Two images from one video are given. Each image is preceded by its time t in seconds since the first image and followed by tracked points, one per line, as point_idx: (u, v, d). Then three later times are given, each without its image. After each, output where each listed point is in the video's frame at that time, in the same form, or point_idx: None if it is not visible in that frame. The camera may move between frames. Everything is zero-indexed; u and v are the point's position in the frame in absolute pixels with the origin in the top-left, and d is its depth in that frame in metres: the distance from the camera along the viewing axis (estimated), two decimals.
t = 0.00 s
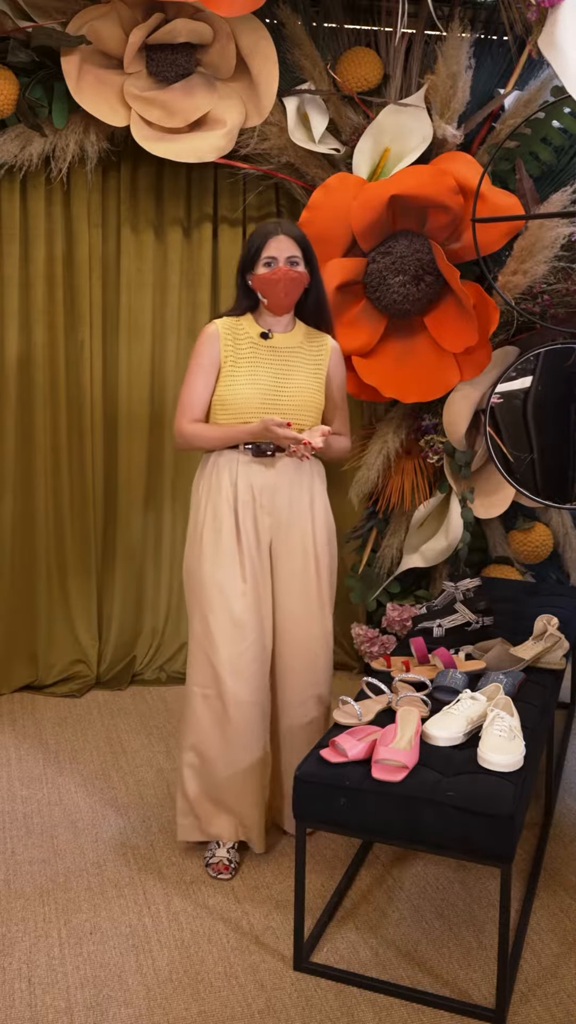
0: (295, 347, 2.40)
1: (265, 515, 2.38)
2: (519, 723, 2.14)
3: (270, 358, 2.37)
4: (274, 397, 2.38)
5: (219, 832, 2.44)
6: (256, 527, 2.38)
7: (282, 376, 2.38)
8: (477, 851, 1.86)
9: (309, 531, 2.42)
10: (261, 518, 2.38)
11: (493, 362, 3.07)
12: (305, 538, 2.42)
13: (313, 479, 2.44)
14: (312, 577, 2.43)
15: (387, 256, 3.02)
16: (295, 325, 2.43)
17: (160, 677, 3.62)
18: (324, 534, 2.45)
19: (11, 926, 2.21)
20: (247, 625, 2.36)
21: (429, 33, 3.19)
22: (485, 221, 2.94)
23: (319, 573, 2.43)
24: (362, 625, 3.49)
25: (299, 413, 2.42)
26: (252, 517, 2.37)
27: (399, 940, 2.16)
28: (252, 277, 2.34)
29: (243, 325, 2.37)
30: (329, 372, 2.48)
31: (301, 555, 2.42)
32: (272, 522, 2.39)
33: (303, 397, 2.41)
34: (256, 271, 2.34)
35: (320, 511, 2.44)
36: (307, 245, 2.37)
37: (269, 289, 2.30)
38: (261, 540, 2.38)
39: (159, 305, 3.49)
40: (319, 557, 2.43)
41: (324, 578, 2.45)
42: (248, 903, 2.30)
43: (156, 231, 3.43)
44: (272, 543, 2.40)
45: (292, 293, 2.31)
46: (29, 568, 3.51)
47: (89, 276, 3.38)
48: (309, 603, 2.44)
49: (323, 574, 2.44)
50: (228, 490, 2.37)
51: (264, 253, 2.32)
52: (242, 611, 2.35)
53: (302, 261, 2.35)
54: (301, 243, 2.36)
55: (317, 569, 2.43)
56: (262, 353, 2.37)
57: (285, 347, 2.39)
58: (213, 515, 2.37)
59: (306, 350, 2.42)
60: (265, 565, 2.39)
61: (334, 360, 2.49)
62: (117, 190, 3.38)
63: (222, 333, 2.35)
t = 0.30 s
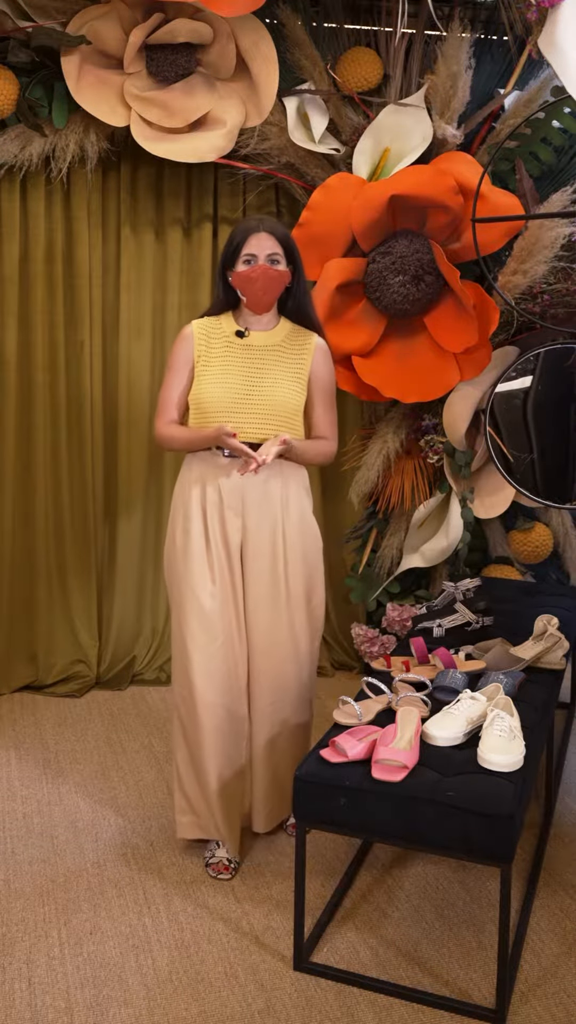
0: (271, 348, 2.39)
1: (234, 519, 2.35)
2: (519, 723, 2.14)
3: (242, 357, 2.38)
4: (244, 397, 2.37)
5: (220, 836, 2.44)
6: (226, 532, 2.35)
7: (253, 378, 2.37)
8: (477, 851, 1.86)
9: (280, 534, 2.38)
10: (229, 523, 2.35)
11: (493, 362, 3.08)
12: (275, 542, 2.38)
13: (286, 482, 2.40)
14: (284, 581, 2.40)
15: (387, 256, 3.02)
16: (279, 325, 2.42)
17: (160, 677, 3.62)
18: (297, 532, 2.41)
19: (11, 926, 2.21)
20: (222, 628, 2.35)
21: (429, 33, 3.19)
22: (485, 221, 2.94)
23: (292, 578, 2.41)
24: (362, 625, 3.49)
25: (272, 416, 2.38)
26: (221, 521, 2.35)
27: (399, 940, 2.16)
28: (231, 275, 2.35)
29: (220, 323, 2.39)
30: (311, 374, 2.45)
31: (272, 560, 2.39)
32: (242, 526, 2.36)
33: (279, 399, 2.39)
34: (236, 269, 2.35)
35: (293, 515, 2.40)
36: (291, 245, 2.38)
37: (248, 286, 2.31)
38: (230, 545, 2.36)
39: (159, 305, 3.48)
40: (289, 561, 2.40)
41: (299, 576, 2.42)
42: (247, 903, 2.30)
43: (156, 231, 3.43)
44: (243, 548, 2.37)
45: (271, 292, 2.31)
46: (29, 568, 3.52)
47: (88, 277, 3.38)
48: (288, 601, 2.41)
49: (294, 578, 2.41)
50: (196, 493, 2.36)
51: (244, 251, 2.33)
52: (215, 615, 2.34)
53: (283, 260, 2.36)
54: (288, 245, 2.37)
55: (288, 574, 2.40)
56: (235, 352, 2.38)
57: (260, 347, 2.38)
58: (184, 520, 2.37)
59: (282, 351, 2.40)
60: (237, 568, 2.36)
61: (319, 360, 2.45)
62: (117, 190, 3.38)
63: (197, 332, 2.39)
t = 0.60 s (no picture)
0: (251, 345, 2.36)
1: (211, 521, 2.35)
2: (519, 724, 2.14)
3: (222, 357, 2.37)
4: (224, 397, 2.35)
5: (220, 837, 2.44)
6: (203, 533, 2.35)
7: (232, 377, 2.35)
8: (477, 851, 1.86)
9: (258, 536, 2.35)
10: (205, 525, 2.35)
11: (493, 362, 3.07)
12: (253, 544, 2.35)
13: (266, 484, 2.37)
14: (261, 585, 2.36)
15: (387, 256, 3.01)
16: (260, 322, 2.38)
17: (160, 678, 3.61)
18: (277, 535, 2.37)
19: (11, 926, 2.21)
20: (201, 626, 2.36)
21: (429, 33, 3.19)
22: (485, 221, 2.94)
23: (270, 582, 2.37)
24: (362, 625, 3.49)
25: (253, 416, 2.35)
26: (198, 523, 2.36)
27: (398, 940, 2.16)
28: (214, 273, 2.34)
29: (202, 324, 2.41)
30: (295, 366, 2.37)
31: (249, 563, 2.36)
32: (220, 528, 2.35)
33: (260, 397, 2.34)
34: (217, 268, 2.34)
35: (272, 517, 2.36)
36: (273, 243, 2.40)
37: (232, 280, 2.29)
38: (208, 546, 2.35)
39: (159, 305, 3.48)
40: (266, 564, 2.36)
41: (279, 580, 2.38)
42: (247, 903, 2.30)
43: (156, 230, 3.43)
44: (222, 550, 2.36)
45: (254, 286, 2.30)
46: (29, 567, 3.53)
47: (87, 277, 3.37)
48: (272, 603, 2.37)
49: (273, 581, 2.37)
50: (176, 494, 2.38)
51: (226, 245, 2.35)
52: (192, 615, 2.35)
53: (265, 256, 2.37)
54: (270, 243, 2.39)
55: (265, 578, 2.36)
56: (215, 352, 2.38)
57: (240, 346, 2.36)
58: (167, 522, 2.39)
59: (263, 348, 2.36)
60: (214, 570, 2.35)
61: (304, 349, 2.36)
62: (117, 190, 3.39)
63: (180, 334, 2.42)
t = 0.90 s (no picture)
0: (240, 344, 2.39)
1: (205, 522, 2.35)
2: (519, 724, 2.14)
3: (210, 357, 2.39)
4: (215, 397, 2.36)
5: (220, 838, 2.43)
6: (197, 536, 2.35)
7: (222, 376, 2.37)
8: (477, 851, 1.86)
9: (251, 537, 2.34)
10: (199, 528, 2.34)
11: (493, 362, 3.07)
12: (247, 545, 2.35)
13: (259, 484, 2.36)
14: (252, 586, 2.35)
15: (388, 256, 3.02)
16: (247, 322, 2.41)
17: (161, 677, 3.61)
18: (271, 535, 2.37)
19: (11, 926, 2.21)
20: (195, 627, 2.36)
21: (429, 33, 3.19)
22: (485, 221, 2.93)
23: (263, 584, 2.36)
24: (362, 625, 3.52)
25: (245, 415, 2.36)
26: (192, 525, 2.36)
27: (398, 940, 2.16)
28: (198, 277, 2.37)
29: (190, 327, 2.44)
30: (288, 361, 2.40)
31: (242, 564, 2.36)
32: (214, 529, 2.35)
33: (251, 395, 2.36)
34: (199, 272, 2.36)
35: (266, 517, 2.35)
36: (256, 245, 2.39)
37: (212, 289, 2.32)
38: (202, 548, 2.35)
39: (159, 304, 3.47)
40: (259, 566, 2.35)
41: (273, 581, 2.37)
42: (248, 903, 2.30)
43: (156, 230, 3.43)
44: (216, 551, 2.35)
45: (234, 295, 2.33)
46: (29, 567, 3.53)
47: (88, 277, 3.38)
48: (266, 605, 2.37)
49: (265, 582, 2.36)
50: (170, 496, 2.38)
51: (209, 250, 2.35)
52: (186, 617, 2.35)
53: (247, 260, 2.36)
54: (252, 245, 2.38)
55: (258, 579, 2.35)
56: (202, 352, 2.40)
57: (227, 345, 2.39)
58: (161, 524, 2.39)
59: (250, 347, 2.39)
60: (208, 572, 2.35)
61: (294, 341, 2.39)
62: (117, 190, 3.38)
63: (169, 338, 2.45)
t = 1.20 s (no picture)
0: (239, 345, 2.39)
1: (206, 522, 2.35)
2: (519, 724, 2.14)
3: (207, 357, 2.39)
4: (214, 397, 2.37)
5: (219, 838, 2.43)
6: (198, 536, 2.35)
7: (220, 376, 2.37)
8: (477, 851, 1.86)
9: (253, 538, 2.34)
10: (200, 528, 2.34)
11: (493, 362, 3.07)
12: (248, 545, 2.35)
13: (260, 484, 2.36)
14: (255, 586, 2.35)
15: (387, 256, 3.01)
16: (244, 322, 2.42)
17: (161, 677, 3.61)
18: (272, 536, 2.37)
19: (11, 926, 2.21)
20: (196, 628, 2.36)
21: (429, 33, 3.19)
22: (485, 221, 2.93)
23: (265, 584, 2.36)
24: (362, 625, 3.52)
25: (244, 415, 2.37)
26: (192, 526, 2.36)
27: (399, 940, 2.16)
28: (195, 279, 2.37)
29: (186, 328, 2.44)
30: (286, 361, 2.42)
31: (244, 565, 2.36)
32: (215, 530, 2.35)
33: (250, 396, 2.36)
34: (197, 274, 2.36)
35: (267, 517, 2.36)
36: (255, 248, 2.39)
37: (210, 294, 2.33)
38: (203, 549, 2.35)
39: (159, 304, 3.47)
40: (261, 567, 2.35)
41: (274, 581, 2.37)
42: (248, 903, 2.30)
43: (156, 230, 3.43)
44: (217, 552, 2.35)
45: (231, 300, 2.33)
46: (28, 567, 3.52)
47: (87, 276, 3.38)
48: (267, 605, 2.36)
49: (267, 583, 2.36)
50: (170, 497, 2.38)
51: (207, 254, 2.35)
52: (187, 619, 2.35)
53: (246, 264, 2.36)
54: (250, 248, 2.38)
55: (260, 580, 2.35)
56: (200, 353, 2.40)
57: (225, 346, 2.39)
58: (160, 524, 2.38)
59: (248, 347, 2.39)
60: (209, 572, 2.35)
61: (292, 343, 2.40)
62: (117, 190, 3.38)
63: (165, 339, 2.44)
